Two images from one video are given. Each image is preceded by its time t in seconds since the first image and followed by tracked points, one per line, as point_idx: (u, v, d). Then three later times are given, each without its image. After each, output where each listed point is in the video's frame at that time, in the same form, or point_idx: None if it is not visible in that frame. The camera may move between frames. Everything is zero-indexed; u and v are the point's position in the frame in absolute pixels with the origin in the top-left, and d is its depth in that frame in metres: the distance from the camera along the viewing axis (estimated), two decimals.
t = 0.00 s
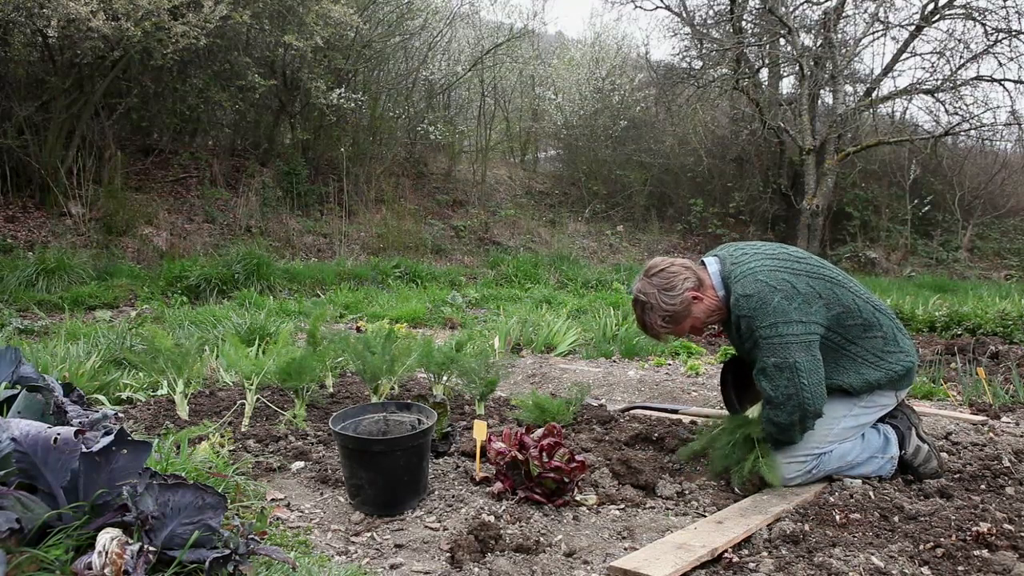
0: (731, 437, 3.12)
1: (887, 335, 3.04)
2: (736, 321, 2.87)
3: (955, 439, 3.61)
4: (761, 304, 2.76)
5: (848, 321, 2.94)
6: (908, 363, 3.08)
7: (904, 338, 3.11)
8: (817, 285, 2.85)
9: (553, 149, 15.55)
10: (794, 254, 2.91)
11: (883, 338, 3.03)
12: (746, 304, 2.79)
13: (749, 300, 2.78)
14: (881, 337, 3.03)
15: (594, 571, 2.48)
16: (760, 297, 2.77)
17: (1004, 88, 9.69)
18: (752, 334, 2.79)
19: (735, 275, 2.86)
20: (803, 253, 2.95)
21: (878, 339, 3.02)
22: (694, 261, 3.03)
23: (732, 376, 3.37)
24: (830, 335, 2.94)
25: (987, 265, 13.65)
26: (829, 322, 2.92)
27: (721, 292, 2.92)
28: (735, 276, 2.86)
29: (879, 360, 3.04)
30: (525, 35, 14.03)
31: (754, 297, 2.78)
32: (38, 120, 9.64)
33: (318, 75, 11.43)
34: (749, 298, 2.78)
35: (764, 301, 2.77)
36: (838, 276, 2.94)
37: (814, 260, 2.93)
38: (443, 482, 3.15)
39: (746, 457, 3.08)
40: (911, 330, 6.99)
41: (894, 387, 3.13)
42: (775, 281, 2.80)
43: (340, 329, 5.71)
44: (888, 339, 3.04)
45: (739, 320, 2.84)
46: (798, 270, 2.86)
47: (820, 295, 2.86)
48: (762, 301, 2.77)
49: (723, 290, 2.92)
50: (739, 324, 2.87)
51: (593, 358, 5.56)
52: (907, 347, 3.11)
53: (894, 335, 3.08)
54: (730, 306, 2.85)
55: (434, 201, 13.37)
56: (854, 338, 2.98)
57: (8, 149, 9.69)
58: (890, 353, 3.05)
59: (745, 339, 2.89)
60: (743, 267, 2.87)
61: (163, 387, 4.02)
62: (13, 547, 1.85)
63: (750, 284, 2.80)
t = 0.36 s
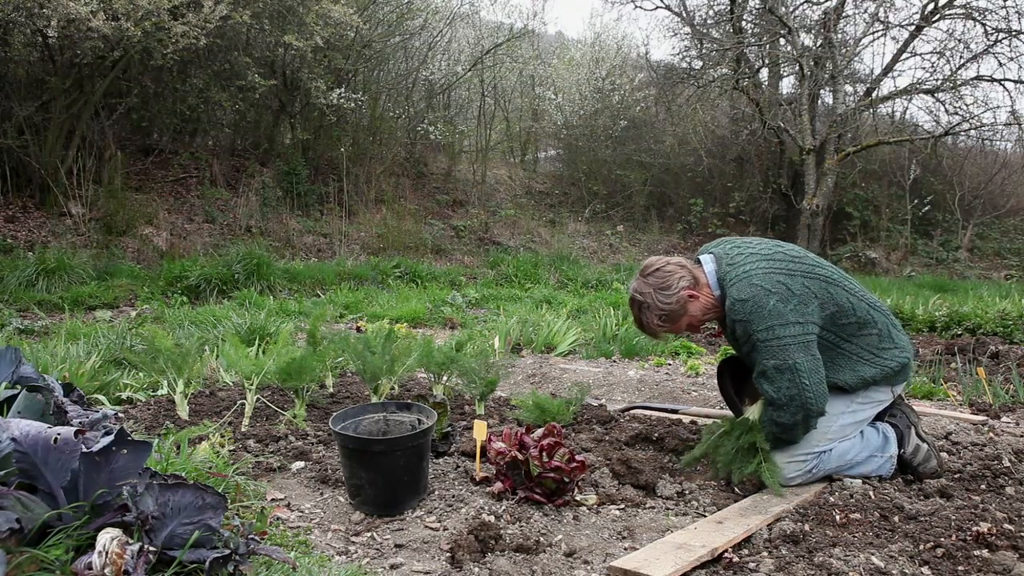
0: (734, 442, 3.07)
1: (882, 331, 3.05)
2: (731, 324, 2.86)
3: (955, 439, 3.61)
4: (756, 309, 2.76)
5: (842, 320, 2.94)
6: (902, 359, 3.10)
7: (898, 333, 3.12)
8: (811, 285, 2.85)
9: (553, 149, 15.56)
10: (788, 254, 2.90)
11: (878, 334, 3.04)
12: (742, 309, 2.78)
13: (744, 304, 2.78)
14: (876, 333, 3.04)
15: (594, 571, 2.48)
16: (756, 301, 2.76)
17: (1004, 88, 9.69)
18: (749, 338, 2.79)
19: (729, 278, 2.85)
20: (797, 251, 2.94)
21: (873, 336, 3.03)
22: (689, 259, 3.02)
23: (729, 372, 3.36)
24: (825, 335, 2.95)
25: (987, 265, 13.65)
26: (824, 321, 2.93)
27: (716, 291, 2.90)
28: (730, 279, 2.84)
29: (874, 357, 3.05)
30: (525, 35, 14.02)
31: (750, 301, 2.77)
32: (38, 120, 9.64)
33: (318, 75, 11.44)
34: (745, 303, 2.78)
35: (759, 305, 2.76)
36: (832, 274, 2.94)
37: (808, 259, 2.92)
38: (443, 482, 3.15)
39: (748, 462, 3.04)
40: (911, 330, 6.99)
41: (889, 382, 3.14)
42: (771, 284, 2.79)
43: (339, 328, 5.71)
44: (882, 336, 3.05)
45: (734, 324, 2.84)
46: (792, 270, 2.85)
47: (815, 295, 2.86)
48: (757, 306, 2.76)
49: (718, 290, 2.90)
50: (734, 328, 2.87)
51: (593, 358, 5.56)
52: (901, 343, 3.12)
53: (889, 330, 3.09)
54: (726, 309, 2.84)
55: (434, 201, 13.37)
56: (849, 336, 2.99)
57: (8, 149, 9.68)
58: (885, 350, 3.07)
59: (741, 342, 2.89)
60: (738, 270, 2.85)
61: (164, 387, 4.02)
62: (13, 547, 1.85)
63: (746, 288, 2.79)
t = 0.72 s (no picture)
0: (733, 451, 3.08)
1: (873, 327, 3.04)
2: (721, 333, 2.85)
3: (955, 439, 3.61)
4: (745, 317, 2.75)
5: (832, 318, 2.94)
6: (894, 352, 3.09)
7: (889, 326, 3.12)
8: (799, 287, 2.84)
9: (553, 149, 15.57)
10: (773, 257, 2.88)
11: (869, 330, 3.04)
12: (732, 317, 2.77)
13: (733, 313, 2.77)
14: (867, 329, 3.04)
15: (594, 571, 2.48)
16: (745, 309, 2.75)
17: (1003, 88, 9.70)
18: (740, 346, 2.78)
19: (717, 286, 2.83)
20: (782, 253, 2.93)
21: (864, 332, 3.03)
22: (676, 267, 3.01)
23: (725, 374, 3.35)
24: (814, 335, 2.96)
25: (987, 265, 13.65)
26: (813, 322, 2.92)
27: (704, 299, 2.89)
28: (718, 286, 2.83)
29: (866, 353, 3.04)
30: (525, 35, 14.01)
31: (739, 309, 2.76)
32: (38, 120, 9.63)
33: (318, 75, 11.45)
34: (733, 311, 2.77)
35: (748, 313, 2.75)
36: (819, 274, 2.93)
37: (794, 260, 2.91)
38: (443, 482, 3.15)
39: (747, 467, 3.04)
40: (911, 329, 6.99)
41: (883, 377, 3.13)
42: (758, 290, 2.78)
43: (339, 329, 5.71)
44: (874, 331, 3.05)
45: (724, 332, 2.82)
46: (779, 273, 2.84)
47: (803, 297, 2.85)
48: (747, 313, 2.75)
49: (706, 297, 2.89)
50: (724, 337, 2.85)
51: (593, 358, 5.56)
52: (893, 336, 3.11)
53: (880, 325, 3.08)
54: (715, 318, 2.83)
55: (434, 201, 13.37)
56: (839, 334, 2.99)
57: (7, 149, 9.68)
58: (876, 345, 3.06)
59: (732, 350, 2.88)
60: (725, 277, 2.84)
61: (164, 387, 4.02)
62: (13, 547, 1.85)
63: (734, 296, 2.78)
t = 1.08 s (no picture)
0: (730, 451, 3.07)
1: (864, 321, 3.04)
2: (715, 334, 2.84)
3: (955, 439, 3.61)
4: (738, 315, 2.74)
5: (824, 314, 2.94)
6: (888, 345, 3.09)
7: (881, 319, 3.11)
8: (788, 284, 2.85)
9: (553, 149, 15.57)
10: (760, 256, 2.89)
11: (860, 325, 3.03)
12: (724, 317, 2.76)
13: (725, 312, 2.76)
14: (859, 324, 3.03)
15: (594, 571, 2.48)
16: (737, 308, 2.75)
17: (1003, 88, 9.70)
18: (735, 346, 2.78)
19: (706, 287, 2.83)
20: (768, 251, 2.94)
21: (856, 327, 3.02)
22: (664, 272, 3.00)
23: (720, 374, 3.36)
24: (806, 332, 2.96)
25: (987, 265, 13.65)
26: (805, 319, 2.93)
27: (694, 301, 2.88)
28: (708, 287, 2.82)
29: (859, 347, 3.04)
30: (525, 34, 14.00)
31: (730, 308, 2.76)
32: (38, 120, 9.63)
33: (318, 75, 11.45)
34: (725, 310, 2.76)
35: (740, 311, 2.74)
36: (807, 270, 2.94)
37: (780, 257, 2.92)
38: (443, 482, 3.15)
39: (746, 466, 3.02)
40: (912, 329, 6.99)
41: (878, 371, 3.12)
42: (748, 288, 2.78)
43: (339, 328, 5.71)
44: (865, 325, 3.04)
45: (718, 333, 2.82)
46: (767, 271, 2.85)
47: (792, 294, 2.86)
48: (739, 312, 2.74)
49: (697, 299, 2.88)
50: (718, 337, 2.85)
51: (593, 358, 5.56)
52: (885, 329, 3.10)
53: (871, 318, 3.07)
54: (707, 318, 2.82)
55: (434, 201, 13.37)
56: (832, 330, 2.99)
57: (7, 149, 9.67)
58: (869, 339, 3.05)
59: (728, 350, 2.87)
60: (715, 278, 2.84)
61: (164, 387, 4.02)
62: (13, 547, 1.85)
63: (725, 296, 2.77)
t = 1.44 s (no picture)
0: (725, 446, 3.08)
1: (864, 321, 3.03)
2: (714, 333, 2.84)
3: (955, 439, 3.61)
4: (737, 314, 2.75)
5: (823, 314, 2.94)
6: (888, 346, 3.08)
7: (880, 320, 3.10)
8: (787, 284, 2.85)
9: (553, 149, 15.57)
10: (759, 256, 2.89)
11: (860, 325, 3.03)
12: (723, 316, 2.77)
13: (724, 311, 2.76)
14: (858, 325, 3.03)
15: (594, 571, 2.48)
16: (735, 307, 2.75)
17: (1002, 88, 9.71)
18: (735, 344, 2.78)
19: (705, 286, 2.83)
20: (767, 252, 2.94)
21: (855, 328, 3.02)
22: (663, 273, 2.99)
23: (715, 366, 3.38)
24: (806, 332, 2.96)
25: (987, 265, 13.65)
26: (804, 319, 2.93)
27: (694, 301, 2.87)
28: (707, 287, 2.82)
29: (859, 348, 3.04)
30: (525, 34, 14.00)
31: (729, 307, 2.76)
32: (38, 120, 9.63)
33: (318, 75, 11.46)
34: (724, 310, 2.76)
35: (739, 310, 2.75)
36: (806, 270, 2.94)
37: (779, 257, 2.93)
38: (443, 482, 3.15)
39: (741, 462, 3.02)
40: (912, 329, 6.99)
41: (878, 371, 3.12)
42: (747, 288, 2.78)
43: (339, 328, 5.71)
44: (865, 326, 3.04)
45: (718, 332, 2.82)
46: (766, 271, 2.85)
47: (791, 293, 2.86)
48: (738, 311, 2.75)
49: (696, 300, 2.87)
50: (718, 337, 2.85)
51: (593, 358, 5.55)
52: (885, 330, 3.10)
53: (871, 319, 3.06)
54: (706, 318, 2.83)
55: (434, 201, 13.37)
56: (831, 330, 2.99)
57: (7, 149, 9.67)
58: (869, 339, 3.05)
59: (728, 350, 2.87)
60: (714, 277, 2.84)
61: (164, 387, 4.02)
62: (13, 547, 1.85)
63: (723, 295, 2.77)
